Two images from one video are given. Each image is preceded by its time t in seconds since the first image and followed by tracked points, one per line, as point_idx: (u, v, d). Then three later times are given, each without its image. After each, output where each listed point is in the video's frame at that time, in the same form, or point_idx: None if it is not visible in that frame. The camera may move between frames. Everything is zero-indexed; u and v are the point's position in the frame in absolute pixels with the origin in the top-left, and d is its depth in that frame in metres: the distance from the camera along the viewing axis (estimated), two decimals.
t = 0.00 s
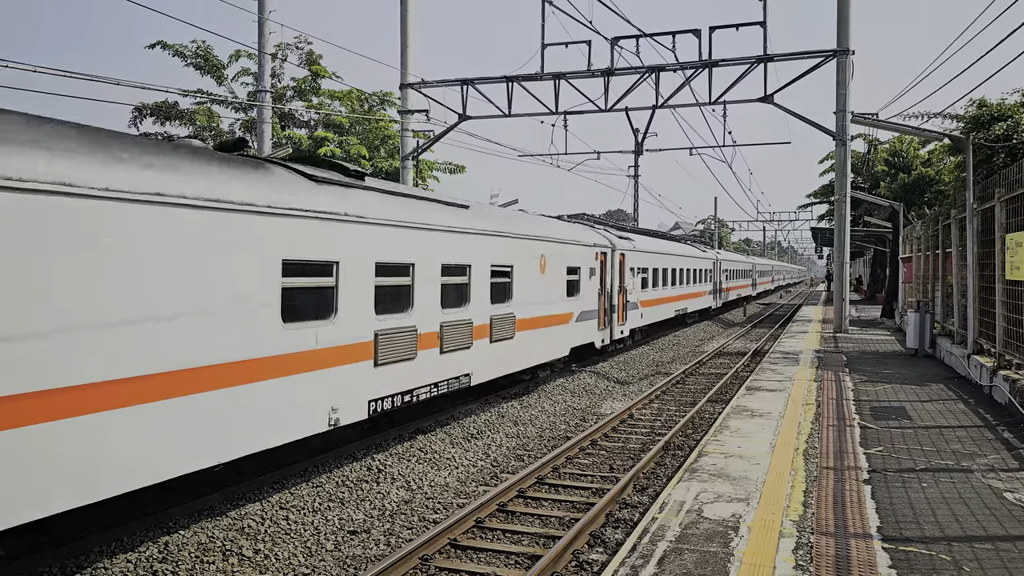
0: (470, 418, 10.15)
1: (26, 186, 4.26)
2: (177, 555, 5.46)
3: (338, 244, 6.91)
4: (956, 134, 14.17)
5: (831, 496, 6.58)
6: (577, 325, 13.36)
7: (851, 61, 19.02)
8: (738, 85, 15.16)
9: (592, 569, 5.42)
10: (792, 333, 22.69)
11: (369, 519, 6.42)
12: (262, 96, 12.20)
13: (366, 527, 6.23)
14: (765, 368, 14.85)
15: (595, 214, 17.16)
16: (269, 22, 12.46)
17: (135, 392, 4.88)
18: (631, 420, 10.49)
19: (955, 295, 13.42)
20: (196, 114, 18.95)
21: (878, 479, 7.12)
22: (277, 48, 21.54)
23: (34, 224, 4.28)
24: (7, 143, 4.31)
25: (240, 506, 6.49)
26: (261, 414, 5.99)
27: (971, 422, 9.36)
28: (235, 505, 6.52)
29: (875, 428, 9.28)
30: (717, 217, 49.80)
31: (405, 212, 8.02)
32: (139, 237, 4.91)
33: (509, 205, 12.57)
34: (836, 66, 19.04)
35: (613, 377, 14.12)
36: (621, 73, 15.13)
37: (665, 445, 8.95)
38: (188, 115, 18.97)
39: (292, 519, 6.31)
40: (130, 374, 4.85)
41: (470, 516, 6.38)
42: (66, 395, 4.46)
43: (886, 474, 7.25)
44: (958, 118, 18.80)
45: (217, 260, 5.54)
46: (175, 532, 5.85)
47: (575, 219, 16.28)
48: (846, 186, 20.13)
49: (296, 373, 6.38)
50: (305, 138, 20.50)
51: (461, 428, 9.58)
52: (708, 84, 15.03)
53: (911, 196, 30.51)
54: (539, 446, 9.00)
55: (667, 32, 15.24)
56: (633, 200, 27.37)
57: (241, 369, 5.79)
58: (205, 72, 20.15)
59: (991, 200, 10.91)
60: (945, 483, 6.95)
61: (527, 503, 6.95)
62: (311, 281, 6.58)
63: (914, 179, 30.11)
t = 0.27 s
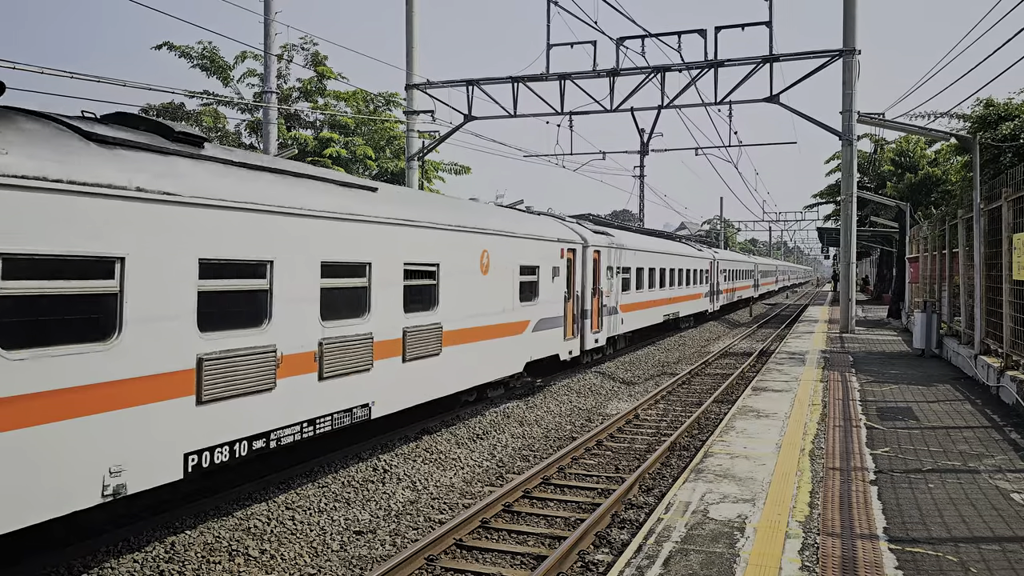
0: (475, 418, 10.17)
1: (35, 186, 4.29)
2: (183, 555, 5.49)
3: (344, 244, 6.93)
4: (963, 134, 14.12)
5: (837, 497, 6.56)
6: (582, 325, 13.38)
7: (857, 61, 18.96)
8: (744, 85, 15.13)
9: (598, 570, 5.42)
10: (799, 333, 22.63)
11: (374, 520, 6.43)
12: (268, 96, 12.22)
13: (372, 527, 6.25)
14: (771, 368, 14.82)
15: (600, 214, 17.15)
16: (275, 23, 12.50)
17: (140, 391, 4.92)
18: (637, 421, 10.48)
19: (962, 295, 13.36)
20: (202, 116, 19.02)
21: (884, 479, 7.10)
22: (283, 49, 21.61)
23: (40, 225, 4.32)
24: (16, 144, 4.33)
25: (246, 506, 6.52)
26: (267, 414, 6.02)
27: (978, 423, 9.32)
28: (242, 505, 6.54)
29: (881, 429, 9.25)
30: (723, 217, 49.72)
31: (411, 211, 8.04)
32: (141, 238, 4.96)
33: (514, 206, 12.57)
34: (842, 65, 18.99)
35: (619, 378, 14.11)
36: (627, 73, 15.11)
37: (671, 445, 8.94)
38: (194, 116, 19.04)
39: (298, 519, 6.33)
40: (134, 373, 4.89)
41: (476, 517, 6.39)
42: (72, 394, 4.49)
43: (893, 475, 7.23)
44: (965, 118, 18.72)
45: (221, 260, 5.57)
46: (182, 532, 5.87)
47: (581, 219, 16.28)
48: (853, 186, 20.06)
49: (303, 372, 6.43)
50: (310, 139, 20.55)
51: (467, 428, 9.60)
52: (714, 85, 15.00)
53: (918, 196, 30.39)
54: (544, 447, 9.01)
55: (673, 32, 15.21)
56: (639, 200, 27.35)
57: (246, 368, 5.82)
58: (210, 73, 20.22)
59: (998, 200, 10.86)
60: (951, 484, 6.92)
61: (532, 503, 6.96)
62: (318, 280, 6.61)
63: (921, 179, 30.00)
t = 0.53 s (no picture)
0: (480, 418, 10.17)
1: (45, 185, 4.31)
2: (189, 555, 5.50)
3: (350, 245, 6.95)
4: (969, 133, 14.08)
5: (842, 497, 6.55)
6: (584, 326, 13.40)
7: (862, 60, 18.92)
8: (748, 84, 15.09)
9: (602, 570, 5.42)
10: (804, 333, 22.58)
11: (379, 520, 6.44)
12: (273, 97, 12.24)
13: (377, 527, 6.26)
14: (776, 369, 14.78)
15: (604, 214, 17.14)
16: (280, 24, 12.52)
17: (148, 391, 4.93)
18: (642, 421, 10.47)
19: (968, 295, 13.32)
20: (207, 116, 19.06)
21: (889, 480, 7.08)
22: (288, 50, 21.64)
23: (49, 224, 4.34)
24: (25, 144, 4.35)
25: (251, 506, 6.53)
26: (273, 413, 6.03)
27: (984, 423, 9.29)
28: (247, 506, 6.55)
29: (887, 429, 9.23)
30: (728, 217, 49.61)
31: (416, 211, 8.06)
32: (150, 238, 4.97)
33: (518, 206, 12.58)
34: (847, 65, 18.94)
35: (623, 378, 14.10)
36: (631, 73, 15.09)
37: (676, 446, 8.93)
38: (199, 117, 19.07)
39: (303, 519, 6.35)
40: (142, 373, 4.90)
41: (481, 516, 6.40)
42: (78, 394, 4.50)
43: (898, 475, 7.21)
44: (971, 117, 18.67)
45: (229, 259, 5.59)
46: (187, 532, 5.89)
47: (585, 219, 16.28)
48: (858, 186, 20.01)
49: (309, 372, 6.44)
50: (315, 140, 20.58)
51: (472, 429, 9.60)
52: (718, 84, 14.98)
53: (923, 195, 30.30)
54: (549, 447, 9.00)
55: (677, 32, 15.18)
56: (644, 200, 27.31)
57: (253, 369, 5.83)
58: (215, 74, 20.27)
59: (1004, 200, 10.83)
60: (957, 484, 6.90)
61: (537, 504, 6.96)
62: (324, 280, 6.63)
63: (927, 179, 29.91)
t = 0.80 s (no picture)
0: (484, 417, 10.18)
1: (53, 183, 4.31)
2: (193, 555, 5.52)
3: (354, 244, 6.96)
4: (974, 132, 14.03)
5: (846, 496, 6.54)
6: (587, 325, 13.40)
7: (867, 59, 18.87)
8: (752, 83, 15.06)
9: (606, 570, 5.43)
10: (807, 333, 22.54)
11: (383, 519, 6.45)
12: (276, 97, 12.25)
13: (381, 527, 6.27)
14: (780, 368, 14.76)
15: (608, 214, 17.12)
16: (283, 24, 12.54)
17: (156, 390, 4.93)
18: (646, 421, 10.47)
19: (972, 294, 13.28)
20: (211, 116, 19.07)
21: (893, 479, 7.07)
22: (291, 50, 21.66)
23: (58, 223, 4.34)
24: (33, 142, 4.36)
25: (255, 506, 6.55)
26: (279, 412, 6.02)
27: (988, 422, 9.26)
28: (251, 506, 6.56)
29: (891, 428, 9.21)
30: (731, 217, 49.54)
31: (420, 210, 8.06)
32: (160, 236, 4.96)
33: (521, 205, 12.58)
34: (851, 63, 18.90)
35: (627, 377, 14.09)
36: (635, 72, 15.07)
37: (680, 445, 8.93)
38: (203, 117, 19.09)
39: (307, 518, 6.36)
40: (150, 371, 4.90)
41: (485, 515, 6.41)
42: (89, 395, 4.51)
43: (902, 475, 7.20)
44: (975, 115, 18.62)
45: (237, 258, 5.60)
46: (192, 532, 5.91)
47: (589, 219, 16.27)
48: (862, 185, 19.97)
49: (315, 371, 6.44)
50: (318, 140, 20.59)
51: (476, 428, 9.61)
52: (722, 83, 14.96)
53: (927, 194, 30.23)
54: (552, 447, 9.00)
55: (681, 32, 15.15)
56: (647, 199, 27.29)
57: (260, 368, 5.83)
58: (219, 74, 20.28)
59: (1009, 198, 10.80)
60: (961, 484, 6.88)
61: (541, 503, 6.96)
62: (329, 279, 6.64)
63: (931, 177, 29.83)
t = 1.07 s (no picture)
0: (487, 417, 10.18)
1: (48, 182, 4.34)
2: (197, 554, 5.53)
3: (351, 243, 6.99)
4: (977, 130, 14.00)
5: (848, 495, 6.54)
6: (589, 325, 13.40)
7: (869, 58, 18.85)
8: (754, 83, 15.03)
9: (609, 569, 5.43)
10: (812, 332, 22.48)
11: (386, 519, 6.46)
12: (279, 97, 12.27)
13: (383, 526, 6.27)
14: (783, 367, 14.74)
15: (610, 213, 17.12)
16: (286, 24, 12.55)
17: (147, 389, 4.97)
18: (649, 420, 10.46)
19: (976, 293, 13.25)
20: (214, 117, 19.13)
21: (896, 478, 7.06)
22: (294, 50, 21.70)
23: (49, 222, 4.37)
24: (30, 142, 4.39)
25: (259, 506, 6.56)
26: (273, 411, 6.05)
27: (991, 421, 9.24)
28: (254, 505, 6.57)
29: (894, 427, 9.19)
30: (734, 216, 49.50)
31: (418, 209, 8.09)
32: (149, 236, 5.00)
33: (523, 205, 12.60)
34: (853, 62, 18.88)
35: (630, 377, 14.09)
36: (637, 71, 15.06)
37: (683, 444, 8.92)
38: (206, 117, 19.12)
39: (310, 518, 6.37)
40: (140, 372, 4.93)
41: (488, 515, 6.41)
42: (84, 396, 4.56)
43: (905, 474, 7.19)
44: (978, 114, 18.58)
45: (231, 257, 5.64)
46: (195, 532, 5.92)
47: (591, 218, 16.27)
48: (865, 184, 19.94)
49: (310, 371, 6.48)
50: (321, 140, 20.60)
51: (479, 427, 9.61)
52: (724, 83, 14.95)
53: (931, 193, 30.16)
54: (555, 446, 8.99)
55: (683, 31, 15.13)
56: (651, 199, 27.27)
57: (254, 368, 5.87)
58: (222, 74, 20.34)
59: (1012, 197, 10.78)
60: (964, 483, 6.87)
61: (543, 503, 6.96)
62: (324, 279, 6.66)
63: (934, 176, 29.77)
